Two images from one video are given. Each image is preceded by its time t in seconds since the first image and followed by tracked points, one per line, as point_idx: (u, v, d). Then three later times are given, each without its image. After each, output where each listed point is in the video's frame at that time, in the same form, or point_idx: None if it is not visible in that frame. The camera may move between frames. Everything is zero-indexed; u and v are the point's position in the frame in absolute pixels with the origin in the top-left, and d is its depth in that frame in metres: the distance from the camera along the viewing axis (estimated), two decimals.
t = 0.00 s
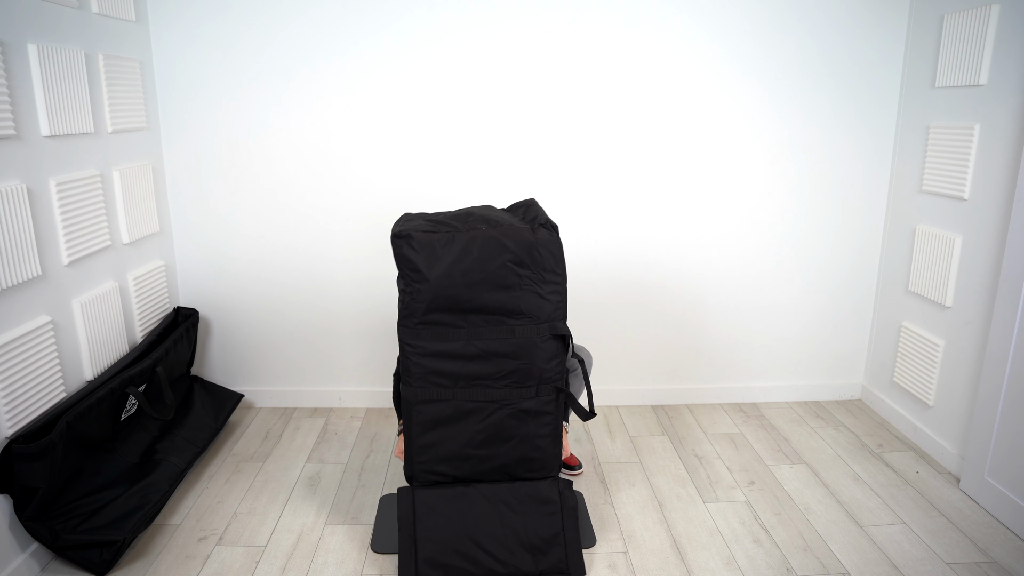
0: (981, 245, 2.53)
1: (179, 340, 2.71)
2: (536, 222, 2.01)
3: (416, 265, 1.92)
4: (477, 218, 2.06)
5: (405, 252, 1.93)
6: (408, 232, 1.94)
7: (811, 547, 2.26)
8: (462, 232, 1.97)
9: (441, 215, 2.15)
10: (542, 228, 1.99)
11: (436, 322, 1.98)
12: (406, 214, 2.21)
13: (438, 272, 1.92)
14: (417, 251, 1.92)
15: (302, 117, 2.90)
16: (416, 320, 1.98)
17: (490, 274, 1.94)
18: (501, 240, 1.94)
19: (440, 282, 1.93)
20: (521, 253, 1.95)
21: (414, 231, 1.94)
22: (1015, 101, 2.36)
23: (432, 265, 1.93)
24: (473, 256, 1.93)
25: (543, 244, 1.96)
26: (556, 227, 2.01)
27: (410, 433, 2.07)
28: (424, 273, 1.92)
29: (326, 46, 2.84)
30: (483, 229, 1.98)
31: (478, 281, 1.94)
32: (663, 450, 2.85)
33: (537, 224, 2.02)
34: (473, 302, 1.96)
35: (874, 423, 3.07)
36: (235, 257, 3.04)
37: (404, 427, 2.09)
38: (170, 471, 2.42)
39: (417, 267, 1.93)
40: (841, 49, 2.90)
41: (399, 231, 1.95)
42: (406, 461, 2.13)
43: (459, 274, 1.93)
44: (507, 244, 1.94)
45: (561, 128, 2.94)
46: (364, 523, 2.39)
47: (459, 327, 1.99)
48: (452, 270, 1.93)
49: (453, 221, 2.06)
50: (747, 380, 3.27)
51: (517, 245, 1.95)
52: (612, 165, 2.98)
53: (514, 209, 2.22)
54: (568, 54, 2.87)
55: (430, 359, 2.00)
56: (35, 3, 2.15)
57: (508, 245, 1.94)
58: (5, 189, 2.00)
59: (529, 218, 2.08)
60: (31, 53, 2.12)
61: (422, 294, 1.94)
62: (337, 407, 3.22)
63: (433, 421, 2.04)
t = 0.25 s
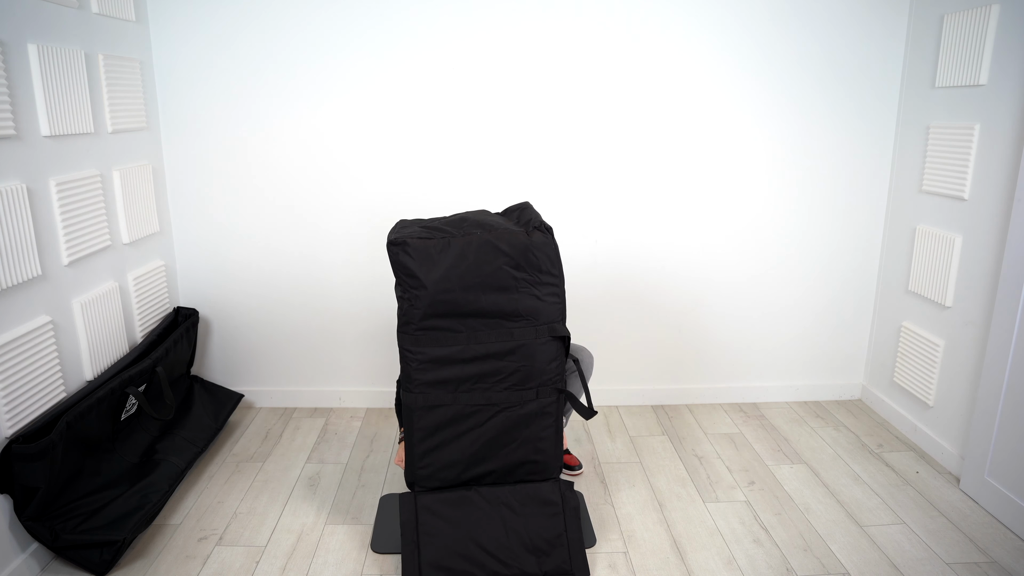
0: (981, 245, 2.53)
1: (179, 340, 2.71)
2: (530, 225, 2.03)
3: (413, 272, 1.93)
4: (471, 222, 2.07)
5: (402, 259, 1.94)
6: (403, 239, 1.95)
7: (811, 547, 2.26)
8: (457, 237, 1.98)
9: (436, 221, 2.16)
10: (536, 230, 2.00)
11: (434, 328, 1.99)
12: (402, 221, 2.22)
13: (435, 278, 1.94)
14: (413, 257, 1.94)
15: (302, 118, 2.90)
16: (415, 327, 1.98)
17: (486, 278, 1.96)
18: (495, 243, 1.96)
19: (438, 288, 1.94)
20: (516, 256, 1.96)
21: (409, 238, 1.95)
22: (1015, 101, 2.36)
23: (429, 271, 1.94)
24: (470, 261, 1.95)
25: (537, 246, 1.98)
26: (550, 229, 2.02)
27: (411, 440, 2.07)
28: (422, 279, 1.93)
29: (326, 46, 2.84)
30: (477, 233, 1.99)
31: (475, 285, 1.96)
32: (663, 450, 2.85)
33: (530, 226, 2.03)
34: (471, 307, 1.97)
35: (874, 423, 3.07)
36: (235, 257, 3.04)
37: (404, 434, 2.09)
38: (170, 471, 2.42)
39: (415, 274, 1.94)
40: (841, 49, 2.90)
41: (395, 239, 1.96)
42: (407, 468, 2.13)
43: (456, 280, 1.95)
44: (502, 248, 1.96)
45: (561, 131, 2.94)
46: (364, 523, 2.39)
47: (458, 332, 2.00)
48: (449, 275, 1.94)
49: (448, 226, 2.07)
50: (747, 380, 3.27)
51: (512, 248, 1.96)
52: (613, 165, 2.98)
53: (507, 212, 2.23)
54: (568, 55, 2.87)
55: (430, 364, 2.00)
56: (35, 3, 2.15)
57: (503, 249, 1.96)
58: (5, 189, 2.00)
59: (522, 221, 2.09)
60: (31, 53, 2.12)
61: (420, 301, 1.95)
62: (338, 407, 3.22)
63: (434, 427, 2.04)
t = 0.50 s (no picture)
0: (981, 246, 2.53)
1: (179, 340, 2.71)
2: (539, 242, 2.03)
3: (418, 282, 1.96)
4: (481, 235, 2.05)
5: (409, 268, 1.96)
6: (412, 248, 1.97)
7: (811, 547, 2.26)
8: (465, 250, 1.99)
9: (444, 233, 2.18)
10: (544, 248, 2.00)
11: (438, 340, 2.00)
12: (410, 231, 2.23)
13: (441, 290, 1.96)
14: (420, 268, 1.96)
15: (302, 118, 2.90)
16: (418, 338, 2.00)
17: (490, 292, 1.97)
18: (502, 259, 1.97)
19: (442, 300, 1.96)
20: (522, 272, 1.97)
21: (418, 248, 1.97)
22: (1015, 101, 2.36)
23: (434, 281, 1.96)
24: (475, 275, 1.96)
25: (543, 264, 1.99)
26: (559, 247, 2.02)
27: (411, 451, 2.07)
28: (426, 290, 1.95)
29: (326, 46, 2.84)
30: (485, 247, 2.00)
31: (480, 300, 1.97)
32: (663, 450, 2.85)
33: (538, 244, 2.04)
34: (474, 322, 1.98)
35: (874, 423, 3.07)
36: (236, 256, 3.04)
37: (405, 446, 2.10)
38: (170, 471, 2.42)
39: (420, 284, 1.96)
40: (840, 49, 2.90)
41: (404, 247, 1.99)
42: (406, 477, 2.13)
43: (461, 293, 1.96)
44: (509, 264, 1.97)
45: (562, 139, 2.95)
46: (364, 523, 2.39)
47: (460, 345, 2.01)
48: (453, 288, 1.96)
49: (457, 238, 2.08)
50: (747, 380, 3.27)
51: (518, 265, 1.97)
52: (613, 166, 2.98)
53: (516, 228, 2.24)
54: (568, 61, 2.87)
55: (431, 378, 2.02)
56: (35, 3, 2.15)
57: (509, 265, 1.96)
58: (5, 189, 2.00)
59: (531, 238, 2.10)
60: (31, 53, 2.12)
61: (424, 310, 1.97)
62: (338, 407, 3.22)
63: (434, 439, 2.05)
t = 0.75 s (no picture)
0: (981, 246, 2.53)
1: (179, 340, 2.71)
2: (540, 261, 2.02)
3: (418, 301, 1.95)
4: (481, 255, 2.06)
5: (409, 287, 1.95)
6: (412, 267, 1.96)
7: (811, 547, 2.26)
8: (465, 268, 1.99)
9: (445, 249, 2.18)
10: (545, 267, 1.99)
11: (438, 359, 1.99)
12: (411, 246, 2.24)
13: (441, 309, 1.96)
14: (420, 287, 1.95)
15: (302, 118, 2.90)
16: (418, 357, 1.99)
17: (491, 311, 1.97)
18: (503, 278, 1.97)
19: (443, 319, 1.96)
20: (523, 291, 1.97)
21: (419, 267, 1.96)
22: (1015, 101, 2.36)
23: (435, 301, 1.95)
24: (476, 294, 1.96)
25: (543, 283, 1.98)
26: (560, 267, 2.01)
27: (411, 466, 2.08)
28: (427, 309, 1.95)
29: (326, 46, 2.84)
30: (486, 266, 2.00)
31: (481, 319, 1.97)
32: (663, 450, 2.85)
33: (539, 262, 2.03)
34: (474, 340, 1.98)
35: (874, 423, 3.07)
36: (235, 256, 3.04)
37: (405, 462, 2.10)
38: (170, 471, 2.42)
39: (420, 303, 1.95)
40: (840, 48, 2.90)
41: (404, 266, 1.97)
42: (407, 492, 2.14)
43: (461, 311, 1.96)
44: (509, 283, 1.97)
45: (561, 148, 2.96)
46: (364, 523, 2.39)
47: (460, 363, 2.00)
48: (454, 307, 1.96)
49: (457, 256, 2.08)
50: (747, 380, 3.27)
51: (519, 284, 1.97)
52: (613, 166, 2.98)
53: (518, 244, 2.24)
54: (568, 69, 2.88)
55: (431, 394, 2.01)
56: (35, 3, 2.15)
57: (510, 284, 1.97)
58: (5, 189, 2.00)
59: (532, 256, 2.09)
60: (31, 53, 2.12)
61: (425, 329, 1.97)
62: (337, 407, 3.22)
63: (434, 456, 2.05)
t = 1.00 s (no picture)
0: (981, 246, 2.53)
1: (179, 340, 2.71)
2: (541, 262, 2.02)
3: (418, 302, 1.95)
4: (483, 256, 2.06)
5: (409, 288, 1.95)
6: (413, 268, 1.96)
7: (811, 547, 2.26)
8: (466, 269, 1.99)
9: (445, 249, 2.18)
10: (545, 269, 1.99)
11: (438, 359, 1.99)
12: (412, 247, 2.24)
13: (441, 310, 1.96)
14: (420, 287, 1.95)
15: (302, 117, 2.90)
16: (418, 358, 2.00)
17: (491, 313, 1.97)
18: (504, 279, 1.97)
19: (442, 320, 1.96)
20: (523, 292, 1.97)
21: (419, 267, 1.96)
22: (1015, 101, 2.36)
23: (435, 301, 1.95)
24: (476, 294, 1.96)
25: (544, 285, 1.98)
26: (561, 268, 2.01)
27: (411, 466, 2.09)
28: (427, 310, 1.95)
29: (325, 46, 2.84)
30: (487, 267, 2.00)
31: (480, 320, 1.97)
32: (663, 450, 2.85)
33: (540, 264, 2.03)
34: (474, 341, 1.98)
35: (875, 423, 3.07)
36: (236, 256, 3.04)
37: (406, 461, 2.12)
38: (170, 471, 2.43)
39: (420, 304, 1.95)
40: (840, 48, 2.90)
41: (404, 266, 1.97)
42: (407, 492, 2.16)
43: (461, 312, 1.96)
44: (510, 284, 1.97)
45: (562, 149, 2.96)
46: (364, 523, 2.39)
47: (460, 364, 2.00)
48: (454, 308, 1.96)
49: (457, 257, 2.07)
50: (747, 380, 3.27)
51: (519, 285, 1.97)
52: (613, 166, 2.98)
53: (519, 245, 2.25)
54: (568, 70, 2.88)
55: (431, 395, 2.02)
56: (35, 3, 2.15)
57: (511, 285, 1.97)
58: (5, 189, 2.00)
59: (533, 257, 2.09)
60: (31, 53, 2.13)
61: (425, 330, 1.97)
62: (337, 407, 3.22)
63: (434, 456, 2.06)
